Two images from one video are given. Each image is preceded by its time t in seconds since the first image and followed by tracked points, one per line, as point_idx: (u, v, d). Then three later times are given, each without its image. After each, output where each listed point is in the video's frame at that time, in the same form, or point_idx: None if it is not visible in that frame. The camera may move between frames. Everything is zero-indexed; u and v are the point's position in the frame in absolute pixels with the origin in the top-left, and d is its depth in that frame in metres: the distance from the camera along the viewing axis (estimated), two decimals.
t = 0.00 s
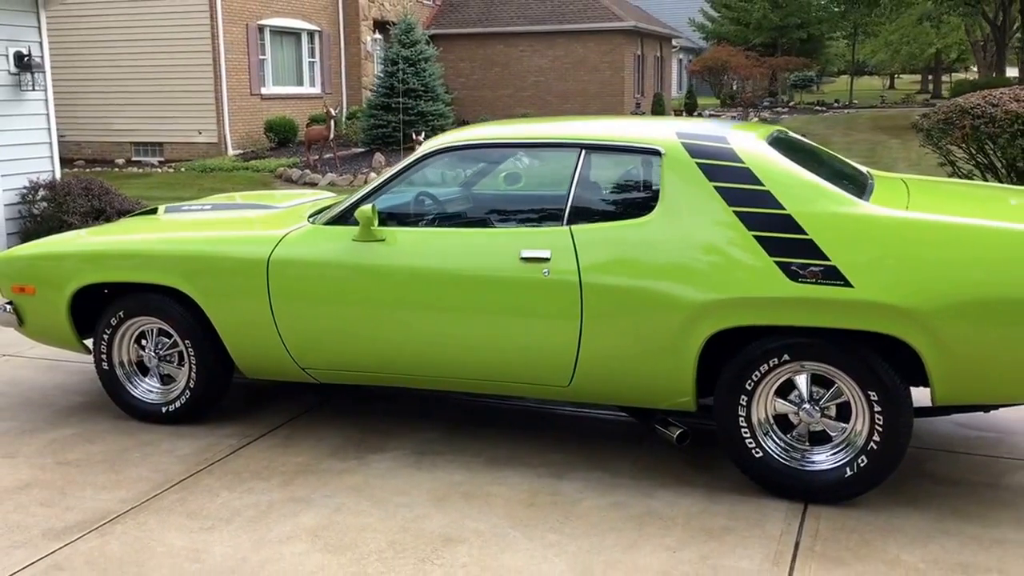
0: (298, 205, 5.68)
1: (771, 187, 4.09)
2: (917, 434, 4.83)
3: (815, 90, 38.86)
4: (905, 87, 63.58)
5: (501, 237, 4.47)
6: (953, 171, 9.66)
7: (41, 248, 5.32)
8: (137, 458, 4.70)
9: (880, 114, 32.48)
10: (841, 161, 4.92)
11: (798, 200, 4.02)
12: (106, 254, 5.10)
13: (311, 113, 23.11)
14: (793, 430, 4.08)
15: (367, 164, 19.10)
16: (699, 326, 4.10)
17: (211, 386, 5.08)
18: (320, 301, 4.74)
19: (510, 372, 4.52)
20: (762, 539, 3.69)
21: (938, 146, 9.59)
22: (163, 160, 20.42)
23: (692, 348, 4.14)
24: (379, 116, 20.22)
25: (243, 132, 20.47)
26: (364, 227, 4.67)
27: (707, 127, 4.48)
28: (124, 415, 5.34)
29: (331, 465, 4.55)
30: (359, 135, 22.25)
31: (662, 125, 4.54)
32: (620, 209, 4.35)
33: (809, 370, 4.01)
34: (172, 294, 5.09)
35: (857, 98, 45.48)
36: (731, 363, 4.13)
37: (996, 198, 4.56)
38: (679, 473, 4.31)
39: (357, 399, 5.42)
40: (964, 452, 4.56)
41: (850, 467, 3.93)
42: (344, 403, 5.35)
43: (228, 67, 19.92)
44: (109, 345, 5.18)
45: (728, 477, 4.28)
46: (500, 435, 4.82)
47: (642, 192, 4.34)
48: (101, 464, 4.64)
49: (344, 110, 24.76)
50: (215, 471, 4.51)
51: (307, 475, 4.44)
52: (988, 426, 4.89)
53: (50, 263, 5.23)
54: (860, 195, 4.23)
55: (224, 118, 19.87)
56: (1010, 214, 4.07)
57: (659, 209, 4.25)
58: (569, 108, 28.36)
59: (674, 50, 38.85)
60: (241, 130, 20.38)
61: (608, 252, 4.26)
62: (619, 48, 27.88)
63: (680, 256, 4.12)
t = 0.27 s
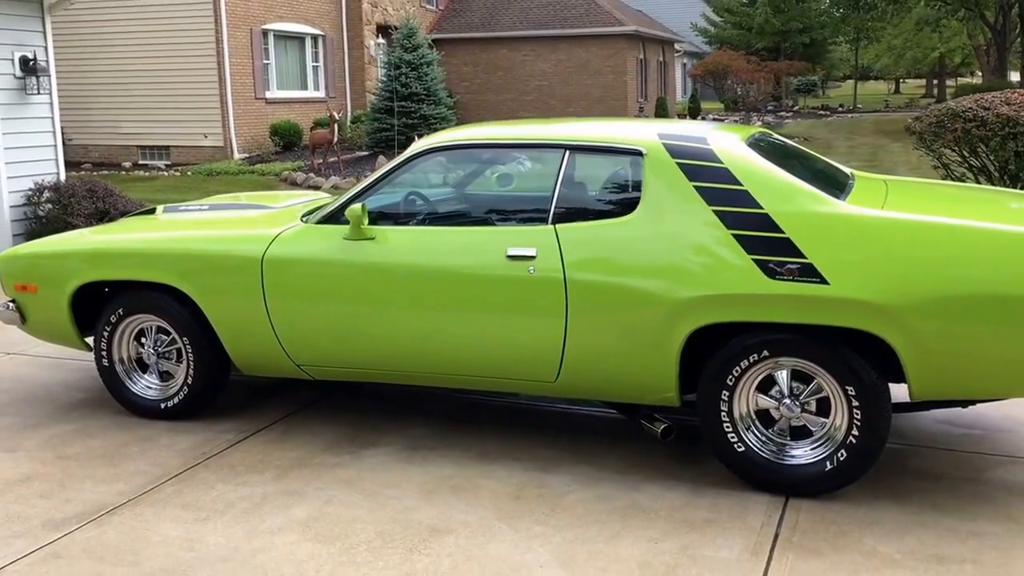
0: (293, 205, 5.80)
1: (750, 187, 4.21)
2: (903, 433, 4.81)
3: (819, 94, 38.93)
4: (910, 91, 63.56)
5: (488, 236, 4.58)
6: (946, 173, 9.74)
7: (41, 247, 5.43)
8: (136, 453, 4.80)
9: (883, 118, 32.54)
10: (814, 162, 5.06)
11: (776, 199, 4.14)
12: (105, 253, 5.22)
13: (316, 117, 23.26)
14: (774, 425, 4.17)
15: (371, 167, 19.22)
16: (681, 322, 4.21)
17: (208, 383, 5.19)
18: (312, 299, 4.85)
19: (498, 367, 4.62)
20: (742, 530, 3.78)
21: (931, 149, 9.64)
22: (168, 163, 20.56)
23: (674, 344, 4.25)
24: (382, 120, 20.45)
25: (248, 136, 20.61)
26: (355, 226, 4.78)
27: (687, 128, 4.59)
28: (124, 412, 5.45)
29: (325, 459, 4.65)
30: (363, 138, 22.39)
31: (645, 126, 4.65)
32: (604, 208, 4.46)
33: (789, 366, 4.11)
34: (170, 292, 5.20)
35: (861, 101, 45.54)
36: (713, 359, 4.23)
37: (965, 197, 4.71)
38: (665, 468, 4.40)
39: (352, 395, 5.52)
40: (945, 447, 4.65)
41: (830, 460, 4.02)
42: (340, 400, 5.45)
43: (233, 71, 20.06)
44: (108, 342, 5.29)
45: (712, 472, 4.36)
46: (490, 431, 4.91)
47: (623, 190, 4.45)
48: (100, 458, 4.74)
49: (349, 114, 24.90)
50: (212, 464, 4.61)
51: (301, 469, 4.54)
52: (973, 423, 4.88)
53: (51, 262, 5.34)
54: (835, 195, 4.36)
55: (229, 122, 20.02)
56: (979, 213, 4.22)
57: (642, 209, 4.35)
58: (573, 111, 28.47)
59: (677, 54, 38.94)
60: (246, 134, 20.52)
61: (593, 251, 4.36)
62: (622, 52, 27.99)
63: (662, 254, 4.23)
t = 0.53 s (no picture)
0: (290, 206, 5.91)
1: (733, 188, 4.30)
2: (888, 431, 4.86)
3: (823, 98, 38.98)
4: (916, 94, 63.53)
5: (479, 236, 4.67)
6: (943, 176, 9.79)
7: (44, 247, 5.54)
8: (135, 448, 4.89)
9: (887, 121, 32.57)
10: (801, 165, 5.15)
11: (760, 200, 4.23)
12: (106, 252, 5.32)
13: (320, 120, 23.39)
14: (759, 421, 4.25)
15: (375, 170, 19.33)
16: (667, 320, 4.29)
17: (206, 380, 5.29)
18: (307, 298, 4.95)
19: (489, 365, 4.71)
20: (725, 523, 3.85)
21: (928, 151, 9.69)
22: (174, 166, 20.68)
23: (660, 341, 4.33)
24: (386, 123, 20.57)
25: (253, 139, 20.74)
26: (349, 226, 4.87)
27: (673, 131, 4.69)
28: (124, 408, 5.55)
29: (320, 455, 4.73)
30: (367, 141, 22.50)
31: (633, 129, 4.75)
32: (593, 209, 4.55)
33: (773, 364, 4.19)
34: (170, 291, 5.30)
35: (865, 105, 45.58)
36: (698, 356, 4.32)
37: (949, 199, 4.79)
38: (652, 464, 4.47)
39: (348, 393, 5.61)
40: (931, 443, 4.71)
41: (813, 455, 4.10)
42: (336, 398, 5.53)
43: (238, 74, 20.19)
44: (109, 341, 5.39)
45: (698, 468, 4.44)
46: (482, 428, 4.99)
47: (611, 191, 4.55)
48: (100, 453, 4.84)
49: (353, 118, 25.03)
50: (209, 459, 4.70)
51: (296, 464, 4.63)
52: (957, 420, 4.93)
53: (53, 262, 5.44)
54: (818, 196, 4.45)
55: (234, 125, 20.15)
56: (961, 214, 4.29)
57: (629, 210, 4.44)
58: (577, 115, 28.57)
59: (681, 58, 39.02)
60: (251, 137, 20.65)
61: (581, 251, 4.45)
62: (626, 56, 28.09)
63: (649, 253, 4.32)
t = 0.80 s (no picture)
0: (289, 208, 5.98)
1: (724, 190, 4.35)
2: (877, 429, 4.91)
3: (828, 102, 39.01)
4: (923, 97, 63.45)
5: (474, 236, 4.73)
6: (942, 179, 9.88)
7: (47, 248, 5.63)
8: (135, 445, 4.97)
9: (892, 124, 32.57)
10: (794, 168, 5.21)
11: (750, 201, 4.28)
12: (108, 252, 5.41)
13: (325, 123, 23.51)
14: (747, 417, 4.31)
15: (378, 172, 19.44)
16: (657, 319, 4.35)
17: (205, 378, 5.37)
18: (306, 298, 5.02)
19: (483, 363, 4.78)
20: (712, 518, 3.91)
21: (926, 154, 9.77)
22: (179, 169, 20.80)
23: (651, 340, 4.39)
24: (391, 126, 20.79)
25: (258, 142, 20.86)
26: (347, 227, 4.94)
27: (665, 133, 4.74)
28: (125, 406, 5.63)
29: (316, 451, 4.81)
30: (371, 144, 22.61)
31: (626, 131, 4.81)
32: (586, 210, 4.60)
33: (761, 362, 4.24)
34: (170, 290, 5.38)
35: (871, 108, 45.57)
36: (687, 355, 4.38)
37: (941, 201, 4.84)
38: (643, 461, 4.53)
39: (346, 391, 5.68)
40: (919, 440, 4.75)
41: (799, 452, 4.16)
42: (333, 396, 5.61)
43: (244, 78, 20.32)
44: (110, 339, 5.48)
45: (688, 464, 4.50)
46: (476, 426, 5.06)
47: (603, 192, 4.61)
48: (100, 449, 4.92)
49: (359, 121, 25.15)
50: (206, 455, 4.77)
51: (292, 460, 4.70)
52: (946, 419, 4.98)
53: (56, 262, 5.53)
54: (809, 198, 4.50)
55: (240, 128, 20.28)
56: (950, 215, 4.34)
57: (621, 211, 4.49)
58: (581, 118, 28.67)
59: (687, 61, 39.07)
60: (256, 140, 20.77)
61: (574, 251, 4.50)
62: (631, 59, 28.16)
63: (639, 253, 4.37)
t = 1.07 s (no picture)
0: (290, 209, 6.05)
1: (717, 190, 4.39)
2: (869, 428, 4.95)
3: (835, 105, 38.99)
4: (931, 100, 63.33)
5: (470, 237, 4.79)
6: (945, 181, 9.76)
7: (50, 248, 5.70)
8: (135, 442, 5.05)
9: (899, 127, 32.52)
10: (789, 170, 5.25)
11: (741, 201, 4.32)
12: (110, 253, 5.48)
13: (332, 126, 23.62)
14: (738, 416, 4.36)
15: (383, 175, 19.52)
16: (649, 319, 4.40)
17: (205, 377, 5.44)
18: (304, 297, 5.08)
19: (478, 362, 4.83)
20: (701, 514, 3.97)
21: (929, 156, 9.65)
22: (185, 172, 20.91)
23: (643, 340, 4.45)
24: (396, 129, 21.11)
25: (264, 145, 20.97)
26: (346, 228, 5.01)
27: (661, 135, 4.80)
28: (126, 404, 5.71)
29: (313, 448, 4.87)
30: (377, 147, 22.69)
31: (621, 133, 4.86)
32: (580, 211, 4.66)
33: (752, 361, 4.29)
34: (171, 290, 5.45)
35: (879, 111, 45.50)
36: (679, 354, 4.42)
37: (933, 203, 4.88)
38: (635, 458, 4.59)
39: (344, 391, 5.74)
40: (911, 439, 4.79)
41: (787, 449, 4.21)
42: (332, 395, 5.67)
43: (250, 81, 20.43)
44: (111, 338, 5.56)
45: (679, 462, 4.55)
46: (472, 424, 5.12)
47: (598, 194, 4.66)
48: (101, 446, 4.99)
49: (365, 124, 25.24)
50: (205, 452, 4.84)
51: (289, 457, 4.77)
52: (937, 418, 5.02)
53: (59, 263, 5.61)
54: (801, 198, 4.55)
55: (246, 131, 20.38)
56: (940, 216, 4.38)
57: (614, 212, 4.55)
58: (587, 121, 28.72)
59: (694, 64, 39.11)
60: (262, 143, 20.87)
61: (567, 251, 4.56)
62: (637, 62, 28.20)
63: (632, 254, 4.43)
